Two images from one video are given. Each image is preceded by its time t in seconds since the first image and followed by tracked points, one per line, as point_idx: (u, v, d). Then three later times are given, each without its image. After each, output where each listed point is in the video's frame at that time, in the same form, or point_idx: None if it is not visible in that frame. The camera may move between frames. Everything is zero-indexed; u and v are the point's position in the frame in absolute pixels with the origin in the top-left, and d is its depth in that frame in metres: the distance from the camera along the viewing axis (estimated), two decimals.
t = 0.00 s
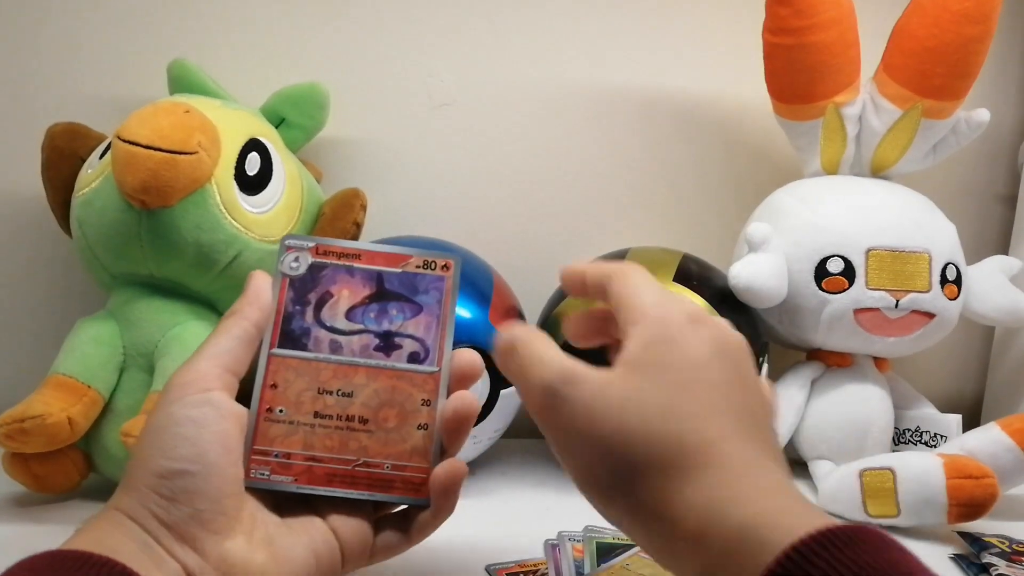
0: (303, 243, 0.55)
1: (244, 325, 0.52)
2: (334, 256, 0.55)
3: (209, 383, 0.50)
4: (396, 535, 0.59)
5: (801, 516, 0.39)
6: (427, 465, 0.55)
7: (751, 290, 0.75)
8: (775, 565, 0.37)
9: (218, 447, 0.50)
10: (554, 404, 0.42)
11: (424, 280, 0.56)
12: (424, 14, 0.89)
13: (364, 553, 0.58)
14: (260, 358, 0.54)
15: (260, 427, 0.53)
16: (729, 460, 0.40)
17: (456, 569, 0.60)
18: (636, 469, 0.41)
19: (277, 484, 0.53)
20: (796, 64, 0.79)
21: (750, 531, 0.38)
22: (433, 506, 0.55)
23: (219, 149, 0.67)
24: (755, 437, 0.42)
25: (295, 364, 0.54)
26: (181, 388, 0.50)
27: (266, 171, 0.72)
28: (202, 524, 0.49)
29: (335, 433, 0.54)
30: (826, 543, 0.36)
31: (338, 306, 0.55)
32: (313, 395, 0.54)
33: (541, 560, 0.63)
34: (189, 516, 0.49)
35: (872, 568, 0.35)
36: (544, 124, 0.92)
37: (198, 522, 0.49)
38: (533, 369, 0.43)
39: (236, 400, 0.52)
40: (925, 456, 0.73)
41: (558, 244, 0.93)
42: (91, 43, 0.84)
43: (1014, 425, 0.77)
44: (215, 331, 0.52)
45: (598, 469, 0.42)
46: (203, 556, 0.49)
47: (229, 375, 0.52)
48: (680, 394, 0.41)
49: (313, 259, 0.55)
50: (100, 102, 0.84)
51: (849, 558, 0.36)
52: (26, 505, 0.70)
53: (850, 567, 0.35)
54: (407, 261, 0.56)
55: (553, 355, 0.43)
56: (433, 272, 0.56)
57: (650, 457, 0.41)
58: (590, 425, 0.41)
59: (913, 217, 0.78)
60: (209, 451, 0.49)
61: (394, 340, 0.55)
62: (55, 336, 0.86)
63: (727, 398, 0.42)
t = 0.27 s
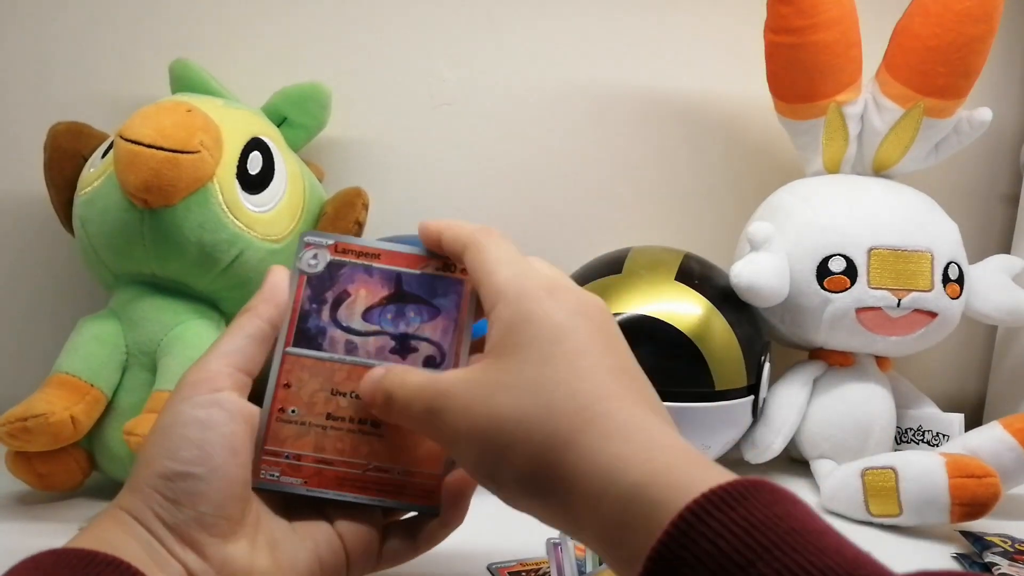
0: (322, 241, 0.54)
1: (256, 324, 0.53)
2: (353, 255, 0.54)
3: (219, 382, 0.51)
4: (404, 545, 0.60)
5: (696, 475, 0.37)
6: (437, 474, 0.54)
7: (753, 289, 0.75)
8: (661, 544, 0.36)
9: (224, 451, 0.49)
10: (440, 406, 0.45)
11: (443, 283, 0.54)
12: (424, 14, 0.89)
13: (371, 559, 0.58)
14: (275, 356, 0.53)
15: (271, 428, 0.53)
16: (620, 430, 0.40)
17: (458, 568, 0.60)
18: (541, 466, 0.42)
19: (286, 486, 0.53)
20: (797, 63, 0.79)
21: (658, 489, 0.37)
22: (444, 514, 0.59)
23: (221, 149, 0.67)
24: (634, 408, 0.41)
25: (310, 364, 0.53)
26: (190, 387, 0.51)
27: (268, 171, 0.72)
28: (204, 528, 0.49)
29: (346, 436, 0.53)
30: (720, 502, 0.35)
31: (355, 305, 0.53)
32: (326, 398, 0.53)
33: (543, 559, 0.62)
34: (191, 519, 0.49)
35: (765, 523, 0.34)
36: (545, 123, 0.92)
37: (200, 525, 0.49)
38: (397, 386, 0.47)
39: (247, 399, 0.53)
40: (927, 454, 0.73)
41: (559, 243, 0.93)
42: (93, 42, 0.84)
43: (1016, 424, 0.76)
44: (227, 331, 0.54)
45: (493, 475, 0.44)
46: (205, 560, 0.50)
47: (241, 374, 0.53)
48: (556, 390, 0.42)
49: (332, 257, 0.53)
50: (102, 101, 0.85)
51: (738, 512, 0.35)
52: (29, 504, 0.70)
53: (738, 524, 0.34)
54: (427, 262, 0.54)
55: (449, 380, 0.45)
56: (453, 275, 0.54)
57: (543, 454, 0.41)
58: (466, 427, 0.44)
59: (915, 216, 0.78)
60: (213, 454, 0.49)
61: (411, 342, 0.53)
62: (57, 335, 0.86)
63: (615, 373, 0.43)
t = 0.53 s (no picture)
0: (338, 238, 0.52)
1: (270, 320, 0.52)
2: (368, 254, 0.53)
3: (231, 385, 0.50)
4: (404, 551, 0.58)
5: (692, 496, 0.38)
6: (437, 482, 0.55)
7: (753, 290, 0.75)
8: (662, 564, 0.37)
9: (232, 456, 0.49)
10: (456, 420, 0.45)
11: (456, 287, 0.54)
12: (423, 14, 0.89)
13: (371, 563, 0.57)
14: (283, 354, 0.52)
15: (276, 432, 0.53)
16: (625, 450, 0.40)
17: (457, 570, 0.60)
18: (543, 480, 0.42)
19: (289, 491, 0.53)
20: (797, 64, 0.79)
21: (634, 524, 0.38)
22: (444, 521, 0.56)
23: (220, 150, 0.67)
24: (637, 428, 0.41)
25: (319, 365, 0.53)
26: (201, 390, 0.50)
27: (267, 171, 0.72)
28: (208, 532, 0.50)
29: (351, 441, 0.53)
30: (723, 521, 0.36)
31: (366, 306, 0.53)
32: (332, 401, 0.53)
33: (542, 561, 0.62)
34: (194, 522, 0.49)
35: (764, 542, 0.36)
36: (544, 124, 0.92)
37: (204, 529, 0.50)
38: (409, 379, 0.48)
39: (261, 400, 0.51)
40: (927, 456, 0.73)
41: (558, 244, 0.93)
42: (91, 43, 0.84)
43: (1015, 425, 0.76)
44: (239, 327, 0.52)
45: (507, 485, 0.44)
46: (208, 563, 0.50)
47: (253, 375, 0.52)
48: (562, 411, 0.41)
49: (345, 254, 0.52)
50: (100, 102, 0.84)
51: (740, 530, 0.36)
52: (28, 505, 0.70)
53: (739, 544, 0.35)
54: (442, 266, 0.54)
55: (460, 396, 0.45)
56: (467, 281, 0.54)
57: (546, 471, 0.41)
58: (474, 443, 0.44)
59: (915, 216, 0.78)
60: (220, 459, 0.49)
61: (421, 347, 0.53)
62: (56, 337, 0.86)
63: (623, 392, 0.42)
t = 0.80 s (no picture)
0: (355, 243, 0.55)
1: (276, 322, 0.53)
2: (380, 255, 0.55)
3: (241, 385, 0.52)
4: (407, 553, 0.57)
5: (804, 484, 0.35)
6: (437, 494, 0.53)
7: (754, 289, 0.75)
8: (726, 526, 0.32)
9: (238, 457, 0.50)
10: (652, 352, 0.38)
11: (465, 285, 0.56)
12: (424, 13, 0.89)
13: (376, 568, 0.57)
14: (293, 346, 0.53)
15: (282, 431, 0.52)
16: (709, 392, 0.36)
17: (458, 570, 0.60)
18: (644, 388, 0.37)
19: (290, 493, 0.52)
20: (798, 63, 0.78)
21: (725, 466, 0.34)
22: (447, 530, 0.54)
23: (220, 148, 0.67)
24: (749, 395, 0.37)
25: (326, 364, 0.53)
26: (210, 390, 0.51)
27: (267, 171, 0.72)
28: (213, 532, 0.50)
29: (358, 439, 0.53)
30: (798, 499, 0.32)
31: (374, 302, 0.54)
32: (338, 401, 0.53)
33: (542, 560, 0.63)
34: (198, 522, 0.49)
35: (846, 528, 0.31)
36: (545, 123, 0.92)
37: (208, 529, 0.50)
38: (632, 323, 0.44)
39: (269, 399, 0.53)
40: (930, 457, 0.72)
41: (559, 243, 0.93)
42: (91, 43, 0.84)
43: (1018, 425, 0.76)
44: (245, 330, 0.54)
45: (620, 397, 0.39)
46: (212, 563, 0.50)
47: (261, 375, 0.53)
48: (703, 358, 0.37)
49: (360, 259, 0.55)
50: (101, 102, 0.84)
51: (811, 517, 0.31)
52: (29, 504, 0.70)
53: (812, 535, 0.31)
54: (449, 266, 0.56)
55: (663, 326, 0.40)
56: (477, 280, 0.56)
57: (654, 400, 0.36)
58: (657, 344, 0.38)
59: (917, 216, 0.78)
60: (229, 461, 0.49)
61: (431, 340, 0.54)
62: (57, 337, 0.86)
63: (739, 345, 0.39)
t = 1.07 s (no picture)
0: (299, 243, 0.55)
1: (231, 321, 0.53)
2: (324, 251, 0.55)
3: (206, 378, 0.51)
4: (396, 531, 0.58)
5: None
6: (416, 469, 0.53)
7: (754, 289, 0.74)
8: None
9: (216, 450, 0.49)
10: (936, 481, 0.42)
11: (413, 265, 0.55)
12: (424, 13, 0.89)
13: (365, 552, 0.58)
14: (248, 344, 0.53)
15: (253, 429, 0.52)
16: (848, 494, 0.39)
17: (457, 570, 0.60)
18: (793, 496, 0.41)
19: (270, 488, 0.52)
20: (799, 63, 0.78)
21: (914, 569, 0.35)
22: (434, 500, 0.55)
23: (219, 149, 0.67)
24: (921, 497, 0.39)
25: (286, 361, 0.53)
26: (179, 388, 0.50)
27: (267, 171, 0.72)
28: (202, 525, 0.49)
29: (329, 427, 0.53)
30: None
31: (325, 295, 0.54)
32: (305, 394, 0.53)
33: (541, 561, 0.62)
34: (185, 517, 0.49)
35: None
36: (545, 123, 0.92)
37: (197, 523, 0.49)
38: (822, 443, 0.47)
39: (234, 396, 0.53)
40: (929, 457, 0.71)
41: (559, 243, 0.93)
42: (92, 43, 0.84)
43: (1017, 425, 0.76)
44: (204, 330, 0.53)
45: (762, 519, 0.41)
46: (203, 557, 0.49)
47: (225, 371, 0.52)
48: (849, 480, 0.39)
49: (303, 256, 0.55)
50: (101, 102, 0.84)
51: None
52: (28, 505, 0.70)
53: None
54: (394, 250, 0.56)
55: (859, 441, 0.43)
56: (424, 259, 0.56)
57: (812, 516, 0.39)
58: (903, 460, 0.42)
59: (917, 216, 0.78)
60: (207, 454, 0.49)
61: (387, 323, 0.54)
62: (56, 337, 0.86)
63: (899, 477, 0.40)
